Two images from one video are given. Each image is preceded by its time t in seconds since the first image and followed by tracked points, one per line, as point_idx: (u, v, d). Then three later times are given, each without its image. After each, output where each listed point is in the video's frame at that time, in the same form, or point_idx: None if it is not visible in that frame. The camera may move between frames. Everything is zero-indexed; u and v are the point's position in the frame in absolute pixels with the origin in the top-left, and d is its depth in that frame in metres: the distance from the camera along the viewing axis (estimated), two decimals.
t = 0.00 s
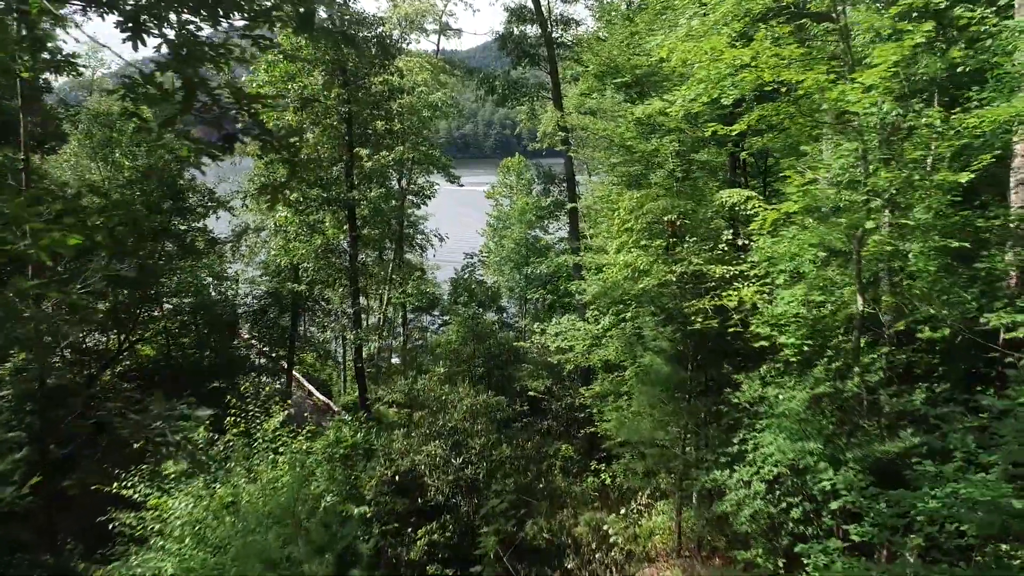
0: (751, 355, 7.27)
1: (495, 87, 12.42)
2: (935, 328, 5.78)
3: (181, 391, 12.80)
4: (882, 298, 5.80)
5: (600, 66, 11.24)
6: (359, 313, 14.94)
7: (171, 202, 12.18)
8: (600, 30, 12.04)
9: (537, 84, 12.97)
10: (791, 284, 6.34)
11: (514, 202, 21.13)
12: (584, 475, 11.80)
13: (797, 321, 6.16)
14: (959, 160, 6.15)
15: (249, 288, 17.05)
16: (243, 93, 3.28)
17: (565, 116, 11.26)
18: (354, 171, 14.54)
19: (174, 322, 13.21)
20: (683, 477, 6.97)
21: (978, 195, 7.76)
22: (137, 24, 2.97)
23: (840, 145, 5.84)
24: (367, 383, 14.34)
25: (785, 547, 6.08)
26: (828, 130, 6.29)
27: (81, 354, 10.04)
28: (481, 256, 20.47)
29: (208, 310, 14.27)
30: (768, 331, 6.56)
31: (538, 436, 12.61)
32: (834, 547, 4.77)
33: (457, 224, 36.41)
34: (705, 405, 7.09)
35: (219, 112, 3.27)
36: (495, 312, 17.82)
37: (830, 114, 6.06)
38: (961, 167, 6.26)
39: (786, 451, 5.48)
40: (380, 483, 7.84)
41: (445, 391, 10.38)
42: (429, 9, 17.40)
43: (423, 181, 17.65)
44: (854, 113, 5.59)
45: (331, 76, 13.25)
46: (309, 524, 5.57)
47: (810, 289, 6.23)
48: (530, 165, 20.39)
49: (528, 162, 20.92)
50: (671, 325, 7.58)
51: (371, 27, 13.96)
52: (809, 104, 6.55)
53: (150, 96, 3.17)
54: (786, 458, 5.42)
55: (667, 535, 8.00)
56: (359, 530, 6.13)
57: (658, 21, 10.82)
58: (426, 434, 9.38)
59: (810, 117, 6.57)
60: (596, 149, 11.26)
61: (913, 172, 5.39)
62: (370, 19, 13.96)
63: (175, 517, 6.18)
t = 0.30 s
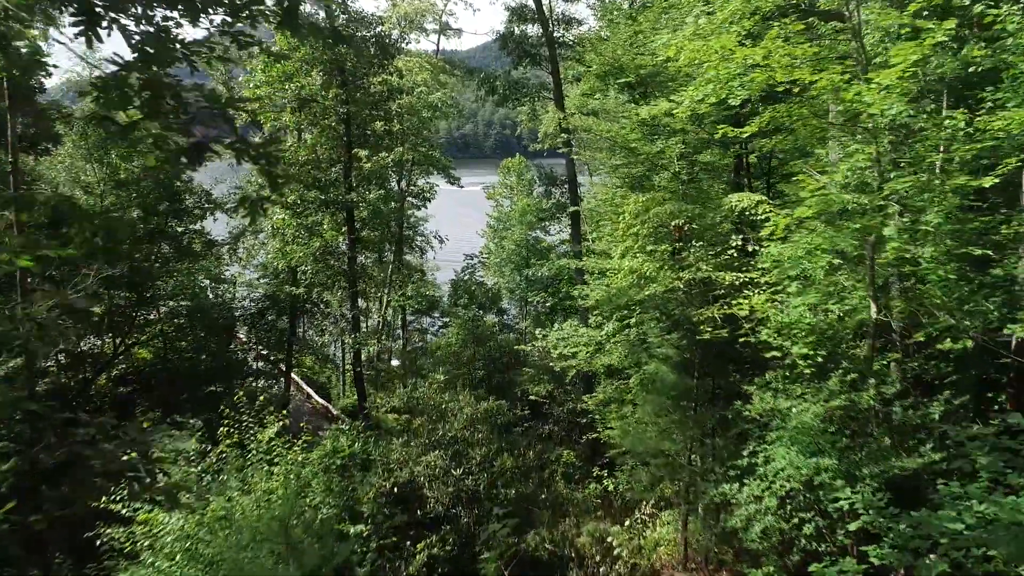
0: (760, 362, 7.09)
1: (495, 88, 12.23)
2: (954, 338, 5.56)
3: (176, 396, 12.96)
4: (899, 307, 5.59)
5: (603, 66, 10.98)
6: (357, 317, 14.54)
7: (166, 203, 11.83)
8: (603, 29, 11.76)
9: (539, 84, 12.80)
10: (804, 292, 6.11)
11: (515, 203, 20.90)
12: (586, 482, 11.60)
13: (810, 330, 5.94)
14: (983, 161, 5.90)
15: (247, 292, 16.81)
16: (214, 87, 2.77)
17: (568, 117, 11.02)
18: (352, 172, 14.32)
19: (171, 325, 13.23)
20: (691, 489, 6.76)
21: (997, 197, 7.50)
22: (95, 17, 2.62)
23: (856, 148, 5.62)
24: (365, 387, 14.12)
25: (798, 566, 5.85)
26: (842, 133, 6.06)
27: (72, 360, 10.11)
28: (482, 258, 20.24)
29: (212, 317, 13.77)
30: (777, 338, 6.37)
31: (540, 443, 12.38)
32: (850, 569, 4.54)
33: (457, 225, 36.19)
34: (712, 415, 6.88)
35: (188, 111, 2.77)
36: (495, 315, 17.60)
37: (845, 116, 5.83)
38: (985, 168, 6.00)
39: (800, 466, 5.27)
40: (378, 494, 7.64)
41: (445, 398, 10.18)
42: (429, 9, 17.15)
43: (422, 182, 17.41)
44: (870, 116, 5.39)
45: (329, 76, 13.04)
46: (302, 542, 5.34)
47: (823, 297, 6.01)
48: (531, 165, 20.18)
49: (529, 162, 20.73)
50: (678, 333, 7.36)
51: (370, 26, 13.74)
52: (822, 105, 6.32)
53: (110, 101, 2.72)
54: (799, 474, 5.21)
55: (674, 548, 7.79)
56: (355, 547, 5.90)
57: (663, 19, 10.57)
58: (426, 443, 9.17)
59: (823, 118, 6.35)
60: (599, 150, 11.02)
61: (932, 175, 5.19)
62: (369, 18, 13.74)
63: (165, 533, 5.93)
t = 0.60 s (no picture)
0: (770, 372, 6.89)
1: (496, 89, 11.93)
2: (975, 350, 5.36)
3: (172, 400, 12.50)
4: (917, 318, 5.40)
5: (608, 66, 10.73)
6: (356, 321, 14.28)
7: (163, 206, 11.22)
8: (607, 28, 11.50)
9: (541, 84, 12.56)
10: (817, 301, 5.94)
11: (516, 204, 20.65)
12: (589, 489, 11.39)
13: (825, 340, 5.77)
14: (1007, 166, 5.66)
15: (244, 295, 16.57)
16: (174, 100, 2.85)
17: (570, 119, 10.72)
18: (351, 174, 14.09)
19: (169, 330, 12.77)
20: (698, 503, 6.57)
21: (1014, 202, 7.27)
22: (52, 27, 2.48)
23: (873, 153, 5.43)
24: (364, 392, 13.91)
25: None
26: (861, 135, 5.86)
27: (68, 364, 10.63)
28: (482, 259, 19.99)
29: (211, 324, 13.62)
30: (789, 349, 6.17)
31: (541, 449, 12.17)
32: None
33: (457, 225, 35.93)
34: (721, 427, 6.71)
35: (149, 122, 2.99)
36: (496, 318, 17.37)
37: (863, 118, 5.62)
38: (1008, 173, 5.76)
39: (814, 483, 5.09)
40: (378, 507, 7.46)
41: (445, 406, 9.98)
42: (429, 7, 16.87)
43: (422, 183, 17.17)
44: (887, 120, 5.20)
45: (326, 77, 12.83)
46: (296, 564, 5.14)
47: (838, 306, 5.85)
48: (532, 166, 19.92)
49: (530, 163, 20.47)
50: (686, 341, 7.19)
51: (369, 26, 13.52)
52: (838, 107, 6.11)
53: (61, 108, 2.64)
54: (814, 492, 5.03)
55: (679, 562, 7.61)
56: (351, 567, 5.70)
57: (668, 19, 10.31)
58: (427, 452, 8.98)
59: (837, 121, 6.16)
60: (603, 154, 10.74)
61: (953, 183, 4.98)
62: (368, 18, 13.52)
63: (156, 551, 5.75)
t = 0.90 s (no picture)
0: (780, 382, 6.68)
1: (497, 89, 11.67)
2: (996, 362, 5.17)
3: (169, 404, 12.08)
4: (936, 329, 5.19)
5: (612, 66, 10.50)
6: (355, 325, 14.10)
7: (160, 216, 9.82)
8: (611, 27, 11.26)
9: (542, 85, 12.33)
10: (831, 310, 5.75)
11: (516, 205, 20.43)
12: (592, 497, 11.19)
13: (839, 350, 5.57)
14: None
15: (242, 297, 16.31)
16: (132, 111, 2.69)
17: (573, 122, 10.41)
18: (349, 176, 13.86)
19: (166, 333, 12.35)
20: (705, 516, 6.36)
21: None
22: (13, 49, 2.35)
23: (890, 157, 5.24)
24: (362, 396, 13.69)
25: None
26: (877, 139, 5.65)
27: (64, 366, 10.49)
28: (482, 261, 19.74)
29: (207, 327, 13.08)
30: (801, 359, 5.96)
31: (543, 455, 11.97)
32: None
33: (456, 225, 35.71)
34: (730, 439, 6.51)
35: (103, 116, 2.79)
36: (496, 321, 17.15)
37: (880, 120, 5.41)
38: None
39: (830, 502, 4.89)
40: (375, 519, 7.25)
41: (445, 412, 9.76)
42: (429, 7, 16.63)
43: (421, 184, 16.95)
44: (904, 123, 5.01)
45: (325, 77, 12.62)
46: None
47: (853, 315, 5.66)
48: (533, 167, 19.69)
49: (531, 163, 20.24)
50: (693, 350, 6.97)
51: (368, 25, 13.28)
52: (854, 110, 5.89)
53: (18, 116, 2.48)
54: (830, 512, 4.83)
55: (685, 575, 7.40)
56: None
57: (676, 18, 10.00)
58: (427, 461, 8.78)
59: (852, 124, 5.94)
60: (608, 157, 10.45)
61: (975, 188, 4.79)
62: (367, 17, 13.29)
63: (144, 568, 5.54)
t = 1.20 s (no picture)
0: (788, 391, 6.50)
1: (497, 89, 11.51)
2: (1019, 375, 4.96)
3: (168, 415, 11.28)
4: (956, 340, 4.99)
5: (616, 66, 10.29)
6: (354, 329, 14.12)
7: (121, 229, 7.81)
8: (615, 28, 11.05)
9: (544, 85, 12.14)
10: (847, 319, 5.53)
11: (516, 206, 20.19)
12: (594, 504, 10.99)
13: (854, 361, 5.36)
14: None
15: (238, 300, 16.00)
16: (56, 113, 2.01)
17: (577, 123, 10.13)
18: (348, 177, 13.64)
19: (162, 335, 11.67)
20: (712, 529, 6.16)
21: None
22: None
23: (912, 160, 5.00)
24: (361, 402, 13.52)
25: None
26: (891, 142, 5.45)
27: (56, 372, 9.91)
28: (483, 262, 19.54)
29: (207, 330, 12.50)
30: (815, 368, 5.76)
31: (544, 462, 11.75)
32: None
33: (455, 227, 35.45)
34: (739, 451, 6.29)
35: None
36: (497, 323, 17.00)
37: (897, 123, 5.20)
38: None
39: (848, 521, 4.68)
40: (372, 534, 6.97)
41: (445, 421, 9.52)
42: (429, 6, 16.44)
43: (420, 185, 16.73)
44: (922, 125, 4.85)
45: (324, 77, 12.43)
46: None
47: (867, 324, 5.45)
48: (533, 168, 19.49)
49: (531, 164, 20.03)
50: (701, 359, 6.76)
51: (367, 24, 13.07)
52: (868, 112, 5.67)
53: None
54: (848, 532, 4.62)
55: None
56: None
57: (683, 18, 9.74)
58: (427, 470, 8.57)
59: (866, 126, 5.72)
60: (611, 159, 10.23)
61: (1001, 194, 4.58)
62: (367, 16, 13.09)
63: None
